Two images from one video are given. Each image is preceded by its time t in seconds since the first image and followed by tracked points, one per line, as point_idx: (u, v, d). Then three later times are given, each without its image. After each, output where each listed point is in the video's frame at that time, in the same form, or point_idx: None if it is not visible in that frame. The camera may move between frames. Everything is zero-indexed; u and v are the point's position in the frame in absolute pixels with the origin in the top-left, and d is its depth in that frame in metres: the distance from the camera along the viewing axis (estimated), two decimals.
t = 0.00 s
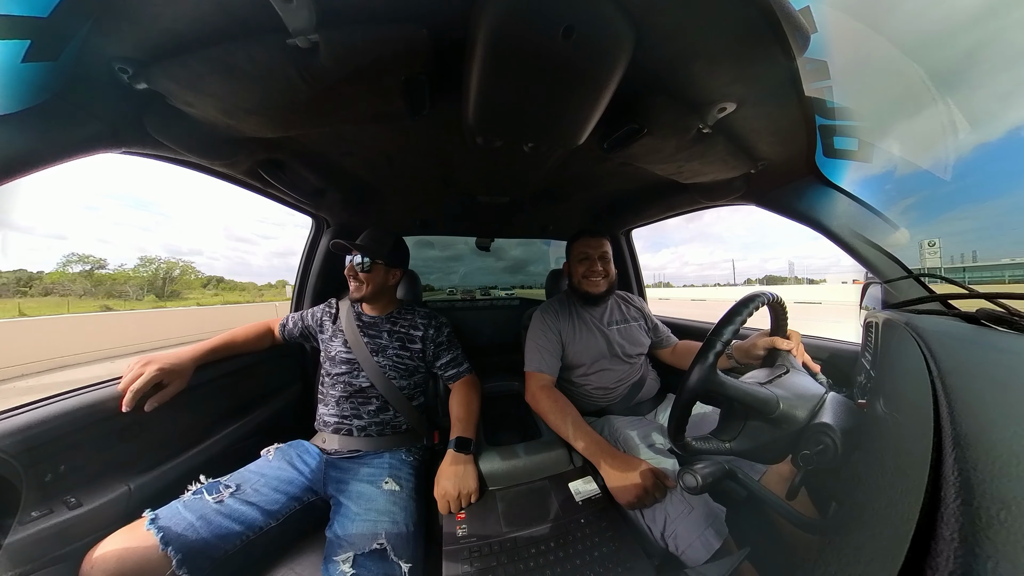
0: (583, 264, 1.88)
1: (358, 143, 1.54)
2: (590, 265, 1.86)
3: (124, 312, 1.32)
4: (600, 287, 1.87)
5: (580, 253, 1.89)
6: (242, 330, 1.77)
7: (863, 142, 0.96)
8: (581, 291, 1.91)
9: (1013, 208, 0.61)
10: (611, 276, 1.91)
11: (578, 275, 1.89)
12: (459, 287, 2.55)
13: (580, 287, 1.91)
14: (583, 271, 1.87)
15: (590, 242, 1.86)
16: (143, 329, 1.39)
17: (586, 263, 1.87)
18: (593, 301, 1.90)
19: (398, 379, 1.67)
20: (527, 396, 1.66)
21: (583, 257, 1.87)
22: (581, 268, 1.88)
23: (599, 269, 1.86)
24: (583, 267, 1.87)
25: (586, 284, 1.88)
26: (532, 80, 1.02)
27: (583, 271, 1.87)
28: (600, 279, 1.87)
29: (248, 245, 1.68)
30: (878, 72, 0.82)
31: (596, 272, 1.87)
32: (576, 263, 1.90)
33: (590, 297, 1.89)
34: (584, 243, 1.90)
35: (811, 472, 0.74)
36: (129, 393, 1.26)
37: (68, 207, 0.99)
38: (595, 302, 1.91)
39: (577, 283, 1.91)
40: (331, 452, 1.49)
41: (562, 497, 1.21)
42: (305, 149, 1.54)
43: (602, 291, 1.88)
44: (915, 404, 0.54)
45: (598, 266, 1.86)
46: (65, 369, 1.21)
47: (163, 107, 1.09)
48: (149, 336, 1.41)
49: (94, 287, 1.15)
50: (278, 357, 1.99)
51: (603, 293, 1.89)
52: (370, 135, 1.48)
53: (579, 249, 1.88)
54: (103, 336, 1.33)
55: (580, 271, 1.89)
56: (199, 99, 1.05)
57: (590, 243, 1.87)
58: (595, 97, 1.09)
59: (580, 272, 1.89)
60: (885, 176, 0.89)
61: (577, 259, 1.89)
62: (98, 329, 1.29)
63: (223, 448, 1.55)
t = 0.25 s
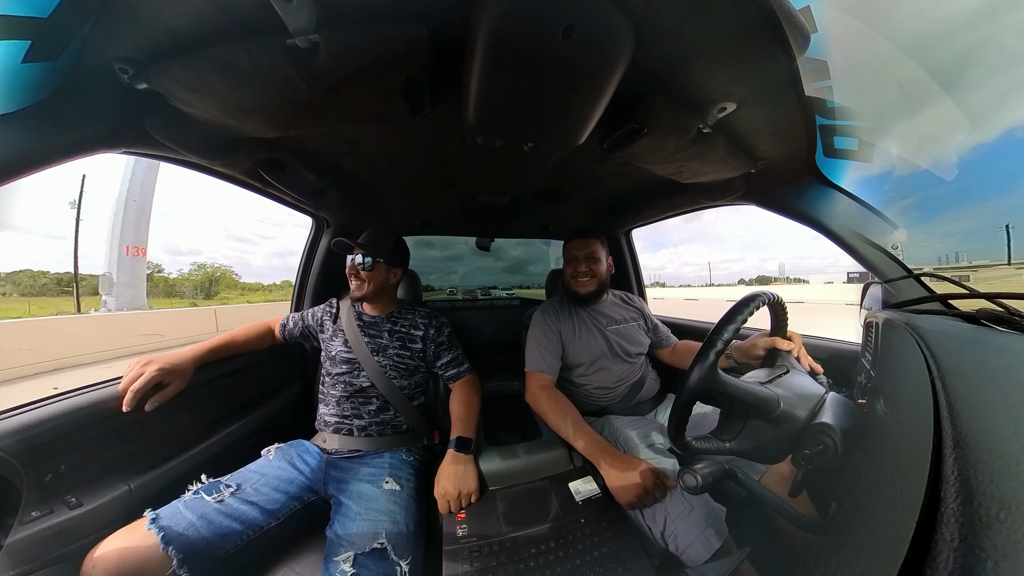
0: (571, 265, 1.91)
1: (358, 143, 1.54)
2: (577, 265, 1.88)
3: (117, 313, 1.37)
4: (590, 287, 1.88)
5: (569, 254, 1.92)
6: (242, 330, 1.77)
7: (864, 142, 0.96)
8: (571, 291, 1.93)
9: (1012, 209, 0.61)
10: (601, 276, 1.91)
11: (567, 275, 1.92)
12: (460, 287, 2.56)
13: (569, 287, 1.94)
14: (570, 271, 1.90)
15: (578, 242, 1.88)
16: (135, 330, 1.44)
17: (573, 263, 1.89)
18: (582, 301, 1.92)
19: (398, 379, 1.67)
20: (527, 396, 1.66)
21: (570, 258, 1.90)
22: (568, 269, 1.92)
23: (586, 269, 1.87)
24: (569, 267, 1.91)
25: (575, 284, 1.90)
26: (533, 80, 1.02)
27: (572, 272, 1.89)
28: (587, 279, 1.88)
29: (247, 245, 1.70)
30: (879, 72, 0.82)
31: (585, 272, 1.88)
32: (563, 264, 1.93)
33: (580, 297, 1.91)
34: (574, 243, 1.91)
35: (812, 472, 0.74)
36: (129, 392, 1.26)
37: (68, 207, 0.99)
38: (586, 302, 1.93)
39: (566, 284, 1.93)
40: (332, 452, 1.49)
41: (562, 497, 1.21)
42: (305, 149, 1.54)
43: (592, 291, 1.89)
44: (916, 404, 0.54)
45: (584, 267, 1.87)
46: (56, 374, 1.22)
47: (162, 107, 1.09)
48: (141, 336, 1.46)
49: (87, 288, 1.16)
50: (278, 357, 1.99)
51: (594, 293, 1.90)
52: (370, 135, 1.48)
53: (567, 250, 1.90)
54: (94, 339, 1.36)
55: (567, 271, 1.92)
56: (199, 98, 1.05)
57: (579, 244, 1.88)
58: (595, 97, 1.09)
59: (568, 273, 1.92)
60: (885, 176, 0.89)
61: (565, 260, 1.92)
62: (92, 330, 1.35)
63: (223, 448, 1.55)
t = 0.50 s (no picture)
0: (577, 264, 1.91)
1: (358, 143, 1.54)
2: (583, 265, 1.88)
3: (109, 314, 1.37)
4: (595, 286, 1.88)
5: (573, 254, 1.91)
6: (242, 330, 1.77)
7: (863, 142, 0.96)
8: (575, 291, 1.92)
9: (1007, 210, 0.61)
10: (606, 276, 1.92)
11: (573, 275, 1.91)
12: (460, 287, 2.56)
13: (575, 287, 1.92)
14: (576, 271, 1.89)
15: (583, 242, 1.88)
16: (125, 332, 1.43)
17: (579, 263, 1.88)
18: (587, 301, 1.92)
19: (398, 380, 1.67)
20: (527, 396, 1.66)
21: (575, 258, 1.89)
22: (574, 269, 1.90)
23: (592, 268, 1.88)
24: (575, 268, 1.90)
25: (580, 284, 1.89)
26: (533, 80, 1.02)
27: (578, 272, 1.89)
28: (593, 279, 1.88)
29: (246, 245, 1.70)
30: (878, 72, 0.82)
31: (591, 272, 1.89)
32: (569, 263, 1.92)
33: (584, 297, 1.91)
34: (578, 244, 1.91)
35: (812, 472, 0.74)
36: (129, 392, 1.26)
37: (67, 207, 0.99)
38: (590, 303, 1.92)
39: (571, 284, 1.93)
40: (331, 452, 1.49)
41: (562, 497, 1.21)
42: (305, 149, 1.54)
43: (598, 291, 1.89)
44: (916, 405, 0.54)
45: (590, 266, 1.87)
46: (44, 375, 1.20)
47: (162, 107, 1.09)
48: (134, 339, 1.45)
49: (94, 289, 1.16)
50: (277, 358, 1.98)
51: (599, 292, 1.90)
52: (370, 135, 1.48)
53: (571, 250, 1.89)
54: (85, 341, 1.40)
55: (572, 272, 1.90)
56: (200, 99, 1.05)
57: (584, 244, 1.88)
58: (595, 97, 1.09)
59: (573, 272, 1.91)
60: (884, 177, 0.89)
61: (570, 260, 1.90)
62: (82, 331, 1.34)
63: (223, 448, 1.55)
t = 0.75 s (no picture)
0: (595, 263, 1.87)
1: (358, 143, 1.54)
2: (602, 264, 1.86)
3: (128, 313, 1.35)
4: (610, 285, 1.87)
5: (589, 252, 1.88)
6: (242, 330, 1.78)
7: (862, 142, 0.96)
8: (591, 290, 1.89)
9: (1007, 210, 0.61)
10: (619, 276, 1.92)
11: (589, 275, 1.88)
12: (460, 287, 2.56)
13: (589, 286, 1.90)
14: (595, 271, 1.86)
15: (600, 240, 1.86)
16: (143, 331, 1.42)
17: (596, 262, 1.86)
18: (600, 300, 1.91)
19: (398, 379, 1.68)
20: (527, 396, 1.66)
21: (593, 257, 1.87)
22: (591, 268, 1.87)
23: (610, 267, 1.87)
24: (593, 266, 1.86)
25: (597, 284, 1.87)
26: (533, 80, 1.02)
27: (595, 272, 1.86)
28: (609, 278, 1.87)
29: (248, 244, 1.70)
30: (877, 72, 0.82)
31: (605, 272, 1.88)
32: (586, 262, 1.88)
33: (598, 296, 1.89)
34: (590, 243, 1.89)
35: (813, 472, 0.73)
36: (129, 393, 1.26)
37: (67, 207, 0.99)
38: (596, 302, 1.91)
39: (585, 283, 1.90)
40: (332, 452, 1.49)
41: (562, 497, 1.21)
42: (305, 149, 1.54)
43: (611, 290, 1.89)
44: (915, 405, 0.54)
45: (608, 266, 1.86)
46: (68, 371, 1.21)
47: (162, 108, 1.09)
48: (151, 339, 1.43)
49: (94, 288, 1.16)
50: (277, 358, 1.98)
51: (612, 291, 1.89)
52: (370, 135, 1.48)
53: (588, 248, 1.87)
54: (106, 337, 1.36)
55: (590, 271, 1.88)
56: (200, 99, 1.05)
57: (600, 243, 1.87)
58: (595, 97, 1.09)
59: (591, 272, 1.87)
60: (883, 177, 0.89)
61: (588, 258, 1.87)
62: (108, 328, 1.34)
63: (222, 448, 1.55)
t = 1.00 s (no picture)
0: (600, 263, 1.87)
1: (358, 143, 1.53)
2: (606, 264, 1.86)
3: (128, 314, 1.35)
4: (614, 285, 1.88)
5: (593, 253, 1.88)
6: (243, 331, 1.78)
7: (863, 142, 0.96)
8: (596, 291, 1.89)
9: (1007, 210, 0.61)
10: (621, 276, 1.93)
11: (593, 275, 1.87)
12: (460, 287, 2.56)
13: (592, 286, 1.90)
14: (599, 271, 1.86)
15: (604, 241, 1.86)
16: (142, 333, 1.41)
17: (601, 262, 1.86)
18: (604, 299, 1.91)
19: (399, 380, 1.68)
20: (527, 397, 1.66)
21: (598, 257, 1.87)
22: (596, 268, 1.86)
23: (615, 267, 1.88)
24: (597, 266, 1.86)
25: (601, 284, 1.87)
26: (534, 80, 1.02)
27: (600, 272, 1.86)
28: (613, 279, 1.88)
29: (249, 245, 1.69)
30: (877, 71, 0.82)
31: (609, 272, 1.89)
32: (591, 263, 1.88)
33: (601, 296, 1.90)
34: (593, 243, 1.89)
35: (813, 472, 0.73)
36: (130, 393, 1.26)
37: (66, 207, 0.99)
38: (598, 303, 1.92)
39: (589, 283, 1.90)
40: (332, 452, 1.49)
41: (562, 497, 1.21)
42: (304, 149, 1.54)
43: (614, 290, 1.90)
44: (916, 405, 0.54)
45: (613, 266, 1.87)
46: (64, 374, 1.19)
47: (162, 108, 1.09)
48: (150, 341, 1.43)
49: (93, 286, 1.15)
50: (277, 359, 1.98)
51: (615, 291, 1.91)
52: (370, 136, 1.48)
53: (592, 249, 1.87)
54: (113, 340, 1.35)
55: (594, 271, 1.87)
56: (200, 100, 1.05)
57: (604, 243, 1.87)
58: (595, 97, 1.09)
59: (595, 272, 1.87)
60: (883, 177, 0.89)
61: (592, 259, 1.87)
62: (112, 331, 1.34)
63: (222, 449, 1.55)
